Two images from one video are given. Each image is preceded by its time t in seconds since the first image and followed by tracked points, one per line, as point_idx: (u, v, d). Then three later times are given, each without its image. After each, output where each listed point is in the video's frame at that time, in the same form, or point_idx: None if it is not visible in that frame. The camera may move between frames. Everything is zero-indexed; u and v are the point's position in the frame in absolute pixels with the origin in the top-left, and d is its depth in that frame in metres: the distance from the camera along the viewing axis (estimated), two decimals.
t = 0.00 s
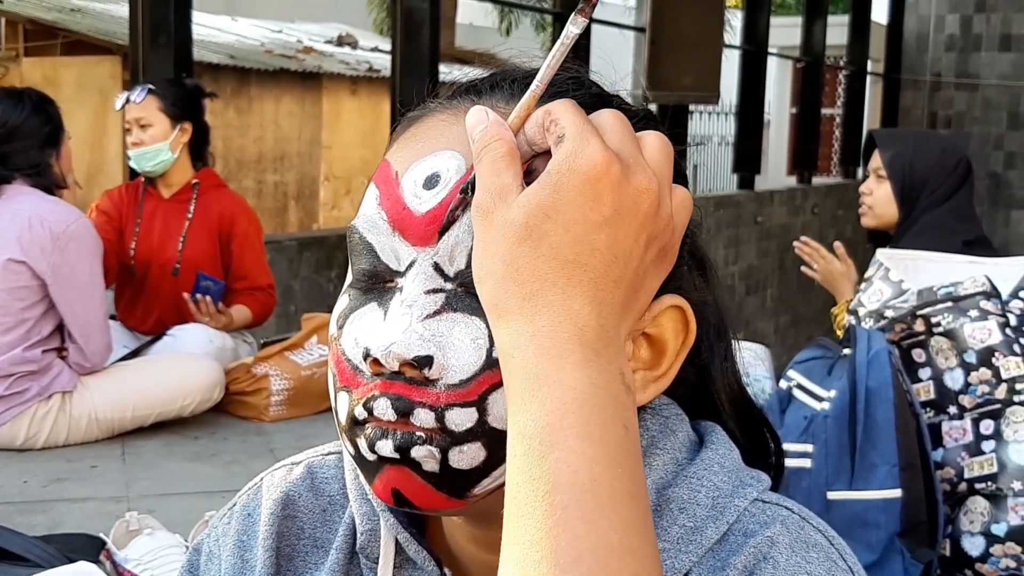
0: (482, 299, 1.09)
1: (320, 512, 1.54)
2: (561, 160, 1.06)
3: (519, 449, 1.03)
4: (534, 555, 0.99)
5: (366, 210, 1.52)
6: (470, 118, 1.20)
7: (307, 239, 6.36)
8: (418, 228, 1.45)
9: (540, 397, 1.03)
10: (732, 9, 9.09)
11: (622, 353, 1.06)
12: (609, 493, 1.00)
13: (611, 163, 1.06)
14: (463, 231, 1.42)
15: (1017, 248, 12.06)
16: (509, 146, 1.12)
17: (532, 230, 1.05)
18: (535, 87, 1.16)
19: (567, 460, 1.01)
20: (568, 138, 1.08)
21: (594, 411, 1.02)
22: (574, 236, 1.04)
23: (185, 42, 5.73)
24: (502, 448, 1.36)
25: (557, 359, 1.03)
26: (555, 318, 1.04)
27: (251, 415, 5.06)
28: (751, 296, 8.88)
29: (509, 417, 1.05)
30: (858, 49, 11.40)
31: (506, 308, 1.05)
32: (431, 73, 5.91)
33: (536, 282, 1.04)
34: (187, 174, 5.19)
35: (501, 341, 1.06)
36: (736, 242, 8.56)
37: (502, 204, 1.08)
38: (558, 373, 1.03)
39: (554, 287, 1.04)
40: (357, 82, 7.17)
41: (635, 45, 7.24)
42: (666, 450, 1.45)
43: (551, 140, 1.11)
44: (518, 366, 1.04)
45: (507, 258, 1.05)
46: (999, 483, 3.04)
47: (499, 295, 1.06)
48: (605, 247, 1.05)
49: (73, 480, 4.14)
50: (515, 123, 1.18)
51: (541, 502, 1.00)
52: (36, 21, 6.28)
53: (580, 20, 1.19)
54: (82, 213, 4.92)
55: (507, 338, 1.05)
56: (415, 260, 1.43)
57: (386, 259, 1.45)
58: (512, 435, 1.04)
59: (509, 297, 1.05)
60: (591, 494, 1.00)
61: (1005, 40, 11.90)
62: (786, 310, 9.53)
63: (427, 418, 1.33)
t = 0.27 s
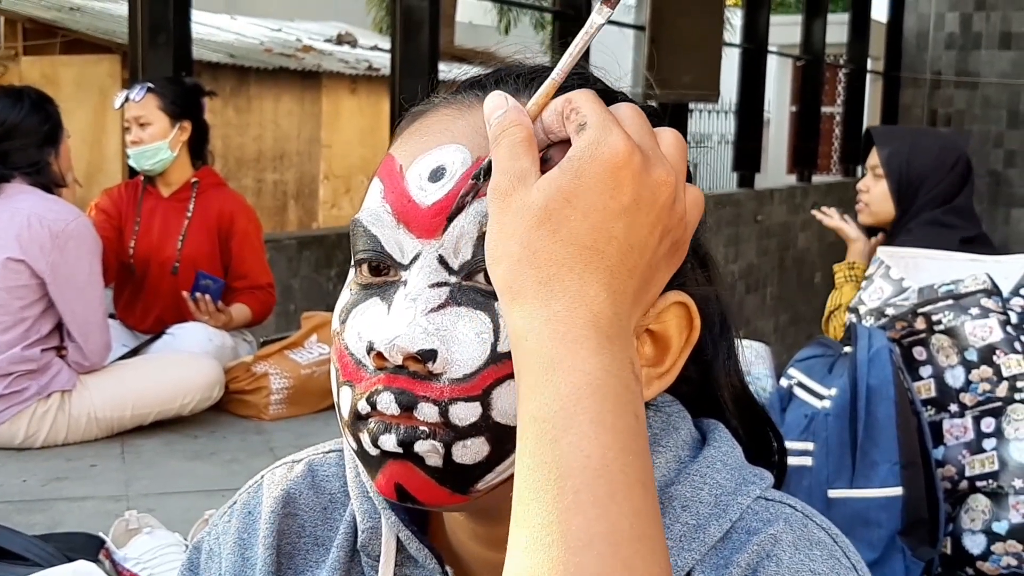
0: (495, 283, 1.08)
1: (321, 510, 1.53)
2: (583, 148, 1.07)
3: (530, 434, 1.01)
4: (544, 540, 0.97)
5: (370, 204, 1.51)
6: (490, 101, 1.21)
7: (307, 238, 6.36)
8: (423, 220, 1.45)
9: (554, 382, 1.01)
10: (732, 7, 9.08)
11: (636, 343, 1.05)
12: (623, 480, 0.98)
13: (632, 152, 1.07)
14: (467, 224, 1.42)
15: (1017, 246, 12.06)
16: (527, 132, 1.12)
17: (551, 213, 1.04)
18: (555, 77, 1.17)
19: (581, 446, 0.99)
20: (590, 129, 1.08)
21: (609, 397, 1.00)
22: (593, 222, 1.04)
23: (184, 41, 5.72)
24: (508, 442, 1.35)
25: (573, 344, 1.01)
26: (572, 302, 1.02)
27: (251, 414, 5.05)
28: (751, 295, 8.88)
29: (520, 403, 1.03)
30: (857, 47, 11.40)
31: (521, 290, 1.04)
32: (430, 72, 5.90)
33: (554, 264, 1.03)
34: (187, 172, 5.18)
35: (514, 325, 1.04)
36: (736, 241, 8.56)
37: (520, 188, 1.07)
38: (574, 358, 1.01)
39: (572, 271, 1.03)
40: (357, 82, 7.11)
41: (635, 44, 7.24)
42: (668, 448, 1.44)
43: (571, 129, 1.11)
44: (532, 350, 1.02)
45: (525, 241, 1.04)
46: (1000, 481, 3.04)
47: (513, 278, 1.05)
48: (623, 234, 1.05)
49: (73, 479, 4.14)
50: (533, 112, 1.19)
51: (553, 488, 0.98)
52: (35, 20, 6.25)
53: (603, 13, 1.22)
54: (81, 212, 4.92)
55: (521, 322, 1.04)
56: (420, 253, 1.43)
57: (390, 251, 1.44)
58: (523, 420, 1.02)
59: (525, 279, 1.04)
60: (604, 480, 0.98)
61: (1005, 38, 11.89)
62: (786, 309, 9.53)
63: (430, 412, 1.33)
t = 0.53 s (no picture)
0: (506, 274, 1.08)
1: (320, 508, 1.53)
2: (600, 143, 1.08)
3: (540, 423, 1.01)
4: (553, 529, 0.97)
5: (373, 197, 1.51)
6: (504, 92, 1.21)
7: (305, 237, 6.35)
8: (428, 214, 1.45)
9: (566, 372, 1.01)
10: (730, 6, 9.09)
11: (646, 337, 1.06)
12: (634, 471, 0.99)
13: (648, 149, 1.08)
14: (471, 216, 1.42)
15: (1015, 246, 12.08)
16: (542, 124, 1.13)
17: (568, 204, 1.05)
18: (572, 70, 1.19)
19: (592, 436, 0.99)
20: (605, 125, 1.10)
21: (621, 388, 1.01)
22: (609, 213, 1.05)
23: (182, 40, 5.72)
24: (512, 436, 1.35)
25: (586, 334, 1.02)
26: (585, 293, 1.03)
27: (249, 413, 5.05)
28: (749, 294, 8.88)
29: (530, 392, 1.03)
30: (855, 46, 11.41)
31: (534, 279, 1.05)
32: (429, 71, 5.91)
33: (569, 255, 1.04)
34: (185, 171, 5.17)
35: (526, 314, 1.05)
36: (734, 240, 8.56)
37: (535, 179, 1.08)
38: (587, 348, 1.02)
39: (587, 262, 1.04)
40: (355, 82, 7.11)
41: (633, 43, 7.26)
42: (669, 445, 1.45)
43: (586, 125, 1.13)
44: (545, 339, 1.03)
45: (540, 230, 1.05)
46: (998, 479, 3.05)
47: (527, 267, 1.05)
48: (637, 227, 1.06)
49: (72, 479, 4.14)
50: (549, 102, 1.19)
51: (563, 477, 0.98)
52: (33, 19, 6.16)
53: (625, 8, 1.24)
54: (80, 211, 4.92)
55: (533, 311, 1.04)
56: (423, 247, 1.43)
57: (393, 244, 1.44)
58: (532, 410, 1.02)
59: (539, 269, 1.04)
60: (614, 471, 0.98)
61: (1002, 37, 11.90)
62: (784, 308, 9.53)
63: (433, 406, 1.33)
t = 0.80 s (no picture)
0: (520, 269, 1.07)
1: (318, 509, 1.53)
2: (618, 142, 1.08)
3: (550, 421, 1.00)
4: (560, 527, 0.96)
5: (372, 197, 1.50)
6: (523, 86, 1.20)
7: (303, 236, 6.34)
8: (427, 214, 1.44)
9: (579, 370, 1.00)
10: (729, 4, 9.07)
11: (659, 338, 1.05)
12: (644, 472, 0.97)
13: (667, 148, 1.07)
14: (472, 213, 1.41)
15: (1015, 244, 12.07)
16: (560, 121, 1.13)
17: (585, 200, 1.04)
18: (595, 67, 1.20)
19: (603, 435, 0.98)
20: (625, 126, 1.10)
21: (632, 388, 1.00)
22: (626, 211, 1.04)
23: (179, 39, 5.71)
24: (511, 436, 1.34)
25: (600, 331, 1.01)
26: (601, 290, 1.02)
27: (246, 413, 5.04)
28: (748, 293, 8.88)
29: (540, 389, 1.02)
30: (854, 44, 11.41)
31: (549, 274, 1.04)
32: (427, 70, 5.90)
33: (584, 251, 1.03)
34: (182, 171, 5.15)
35: (539, 309, 1.04)
36: (733, 239, 8.55)
37: (551, 174, 1.07)
38: (601, 346, 1.00)
39: (603, 258, 1.03)
40: (352, 80, 7.03)
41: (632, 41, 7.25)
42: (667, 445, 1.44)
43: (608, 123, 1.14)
44: (558, 335, 1.02)
45: (556, 224, 1.04)
46: (998, 479, 3.03)
47: (542, 262, 1.04)
48: (653, 225, 1.05)
49: (69, 479, 4.13)
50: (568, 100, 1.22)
51: (572, 476, 0.97)
52: (30, 18, 6.01)
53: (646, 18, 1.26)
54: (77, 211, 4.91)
55: (547, 307, 1.03)
56: (422, 248, 1.42)
57: (392, 244, 1.43)
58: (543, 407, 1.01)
59: (554, 264, 1.03)
60: (624, 470, 0.97)
61: (1002, 35, 11.89)
62: (784, 307, 9.53)
63: (433, 407, 1.32)
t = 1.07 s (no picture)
0: (556, 268, 1.07)
1: (317, 508, 1.53)
2: (657, 150, 1.11)
3: (586, 424, 1.00)
4: (595, 531, 0.97)
5: (364, 200, 1.51)
6: (553, 83, 1.20)
7: (302, 236, 6.35)
8: (413, 223, 1.44)
9: (621, 372, 1.00)
10: (727, 4, 9.08)
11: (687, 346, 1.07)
12: (680, 479, 0.99)
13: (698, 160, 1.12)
14: (459, 225, 1.42)
15: (1013, 243, 12.09)
16: (591, 122, 1.14)
17: (632, 203, 1.06)
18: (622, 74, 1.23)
19: (643, 440, 0.99)
20: (660, 132, 1.14)
21: (672, 394, 1.01)
22: (668, 217, 1.07)
23: (179, 39, 5.72)
24: (504, 438, 1.34)
25: (644, 334, 1.02)
26: (647, 293, 1.03)
27: (246, 412, 5.05)
28: (747, 292, 8.89)
29: (577, 391, 1.02)
30: (852, 44, 11.42)
31: (593, 274, 1.04)
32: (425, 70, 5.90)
33: (630, 253, 1.04)
34: (182, 171, 5.17)
35: (579, 309, 1.04)
36: (732, 238, 8.56)
37: (594, 175, 1.07)
38: (646, 349, 1.01)
39: (647, 263, 1.04)
40: (352, 80, 7.03)
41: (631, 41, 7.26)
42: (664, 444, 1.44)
43: (639, 125, 1.18)
44: (602, 337, 1.02)
45: (602, 225, 1.05)
46: (995, 477, 3.06)
47: (585, 262, 1.04)
48: (686, 233, 1.08)
49: (70, 478, 4.14)
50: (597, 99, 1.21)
51: (610, 481, 0.98)
52: (30, 19, 6.02)
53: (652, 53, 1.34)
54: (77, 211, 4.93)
55: (589, 307, 1.03)
56: (410, 254, 1.43)
57: (382, 249, 1.45)
58: (579, 409, 1.01)
59: (599, 265, 1.04)
60: (659, 477, 0.98)
61: (1000, 35, 11.90)
62: (782, 306, 9.54)
63: (426, 409, 1.32)
